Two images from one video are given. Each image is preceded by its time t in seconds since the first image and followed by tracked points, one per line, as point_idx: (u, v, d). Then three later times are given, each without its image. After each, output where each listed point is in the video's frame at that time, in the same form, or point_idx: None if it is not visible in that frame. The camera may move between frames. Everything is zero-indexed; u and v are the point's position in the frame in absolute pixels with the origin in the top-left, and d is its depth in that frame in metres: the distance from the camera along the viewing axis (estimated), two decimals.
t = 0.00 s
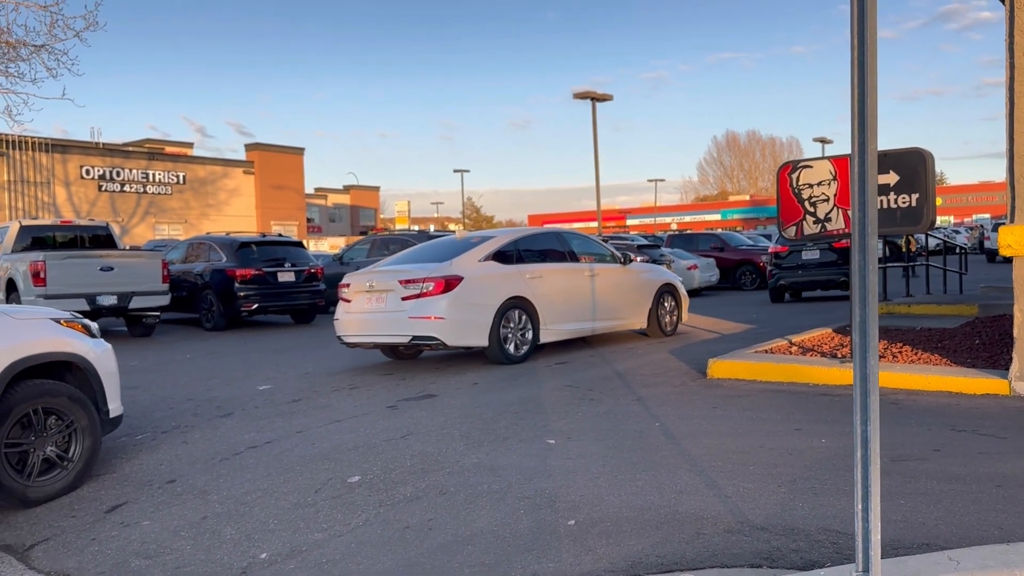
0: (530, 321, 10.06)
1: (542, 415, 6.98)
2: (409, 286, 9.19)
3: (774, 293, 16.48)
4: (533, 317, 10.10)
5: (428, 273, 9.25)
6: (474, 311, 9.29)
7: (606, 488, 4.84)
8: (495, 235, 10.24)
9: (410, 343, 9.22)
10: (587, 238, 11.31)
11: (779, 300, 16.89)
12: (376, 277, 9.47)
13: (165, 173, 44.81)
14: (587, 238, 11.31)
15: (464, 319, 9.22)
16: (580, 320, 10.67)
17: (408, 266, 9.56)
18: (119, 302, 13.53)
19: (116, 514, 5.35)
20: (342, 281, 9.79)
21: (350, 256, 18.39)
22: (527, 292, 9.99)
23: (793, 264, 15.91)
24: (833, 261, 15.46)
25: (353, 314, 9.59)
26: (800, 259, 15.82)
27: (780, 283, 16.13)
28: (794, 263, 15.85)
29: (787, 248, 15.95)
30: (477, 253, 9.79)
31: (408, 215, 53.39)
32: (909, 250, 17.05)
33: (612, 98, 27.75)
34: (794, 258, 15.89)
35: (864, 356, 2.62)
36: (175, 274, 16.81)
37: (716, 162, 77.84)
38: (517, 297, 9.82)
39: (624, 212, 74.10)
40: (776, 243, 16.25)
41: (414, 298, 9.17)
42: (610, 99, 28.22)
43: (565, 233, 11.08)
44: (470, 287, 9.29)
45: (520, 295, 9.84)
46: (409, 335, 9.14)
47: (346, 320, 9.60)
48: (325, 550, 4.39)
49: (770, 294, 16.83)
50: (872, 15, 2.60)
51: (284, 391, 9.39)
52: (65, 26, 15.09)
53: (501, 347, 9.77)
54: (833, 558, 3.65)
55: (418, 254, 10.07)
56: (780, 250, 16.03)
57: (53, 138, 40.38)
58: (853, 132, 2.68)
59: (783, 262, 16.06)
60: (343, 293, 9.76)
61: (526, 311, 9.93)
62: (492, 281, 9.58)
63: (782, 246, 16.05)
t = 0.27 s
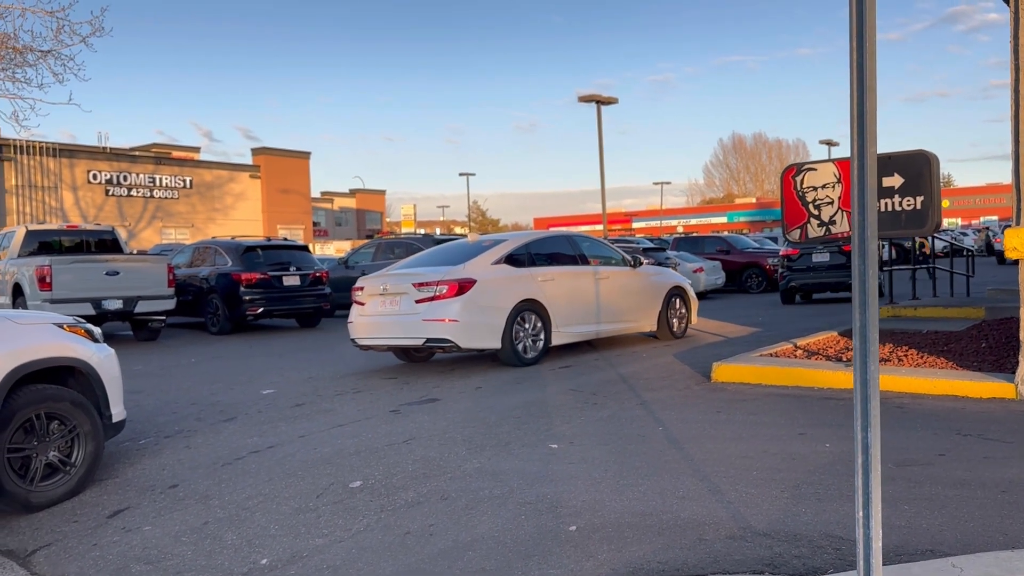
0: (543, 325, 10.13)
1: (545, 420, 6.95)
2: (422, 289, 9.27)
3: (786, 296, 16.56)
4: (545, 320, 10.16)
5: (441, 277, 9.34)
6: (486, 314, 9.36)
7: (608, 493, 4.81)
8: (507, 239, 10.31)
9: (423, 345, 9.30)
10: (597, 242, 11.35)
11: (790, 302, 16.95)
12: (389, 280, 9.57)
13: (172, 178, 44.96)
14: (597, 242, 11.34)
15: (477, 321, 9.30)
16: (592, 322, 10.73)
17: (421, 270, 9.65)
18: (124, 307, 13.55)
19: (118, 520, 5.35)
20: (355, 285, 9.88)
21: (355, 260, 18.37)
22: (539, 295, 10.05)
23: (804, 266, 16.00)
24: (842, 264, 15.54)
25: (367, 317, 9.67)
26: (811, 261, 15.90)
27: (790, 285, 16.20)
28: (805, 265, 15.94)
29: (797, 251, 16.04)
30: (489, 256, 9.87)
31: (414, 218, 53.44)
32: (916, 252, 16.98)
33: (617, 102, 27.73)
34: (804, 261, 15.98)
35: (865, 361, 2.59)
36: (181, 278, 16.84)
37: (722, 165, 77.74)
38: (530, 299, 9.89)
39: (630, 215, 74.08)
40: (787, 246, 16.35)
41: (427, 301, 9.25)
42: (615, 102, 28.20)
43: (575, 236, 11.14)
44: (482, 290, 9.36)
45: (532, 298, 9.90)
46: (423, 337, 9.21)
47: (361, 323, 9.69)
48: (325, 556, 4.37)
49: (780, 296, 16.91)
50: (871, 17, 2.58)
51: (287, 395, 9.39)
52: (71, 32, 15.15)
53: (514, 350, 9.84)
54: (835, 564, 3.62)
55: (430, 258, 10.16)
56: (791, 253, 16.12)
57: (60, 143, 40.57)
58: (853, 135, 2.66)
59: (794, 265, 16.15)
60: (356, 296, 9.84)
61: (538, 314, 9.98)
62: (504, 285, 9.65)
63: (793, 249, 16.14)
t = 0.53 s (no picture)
0: (559, 325, 10.24)
1: (550, 422, 6.93)
2: (440, 290, 9.42)
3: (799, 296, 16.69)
4: (561, 321, 10.27)
5: (458, 278, 9.48)
6: (504, 314, 9.50)
7: (612, 496, 4.79)
8: (523, 240, 10.42)
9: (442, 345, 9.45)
10: (611, 243, 11.39)
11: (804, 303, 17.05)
12: (407, 282, 9.72)
13: (181, 181, 45.12)
14: (611, 244, 11.38)
15: (495, 321, 9.44)
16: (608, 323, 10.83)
17: (439, 271, 9.80)
18: (132, 310, 13.58)
19: (122, 522, 5.35)
20: (374, 286, 10.05)
21: (362, 262, 18.37)
22: (555, 296, 10.16)
23: (816, 267, 16.11)
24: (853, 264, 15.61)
25: (387, 318, 9.84)
26: (822, 262, 16.00)
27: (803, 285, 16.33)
28: (817, 266, 16.05)
29: (809, 252, 16.15)
30: (506, 257, 9.99)
31: (422, 220, 53.47)
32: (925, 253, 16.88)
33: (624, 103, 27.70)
34: (816, 262, 16.09)
35: (867, 362, 2.56)
36: (189, 281, 16.88)
37: (731, 165, 77.52)
38: (546, 300, 10.01)
39: (638, 216, 73.95)
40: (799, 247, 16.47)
41: (445, 302, 9.40)
42: (622, 103, 28.16)
43: (588, 237, 11.16)
44: (500, 290, 9.50)
45: (548, 298, 10.02)
46: (442, 337, 9.37)
47: (380, 324, 9.87)
48: (328, 559, 4.36)
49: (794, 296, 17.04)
50: (871, 14, 2.55)
51: (293, 398, 9.39)
52: (79, 36, 15.21)
53: (530, 351, 9.98)
54: (839, 567, 3.59)
55: (447, 259, 10.30)
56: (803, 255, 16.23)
57: (70, 147, 40.75)
58: (853, 134, 2.63)
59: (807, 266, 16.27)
60: (376, 297, 10.02)
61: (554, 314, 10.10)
62: (521, 285, 9.78)
63: (805, 251, 16.24)
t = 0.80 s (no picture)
0: (578, 325, 10.33)
1: (556, 424, 6.90)
2: (461, 291, 9.52)
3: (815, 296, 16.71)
4: (579, 321, 10.36)
5: (479, 278, 9.57)
6: (524, 315, 9.58)
7: (617, 498, 4.76)
8: (541, 241, 10.50)
9: (463, 345, 9.55)
10: (628, 245, 11.42)
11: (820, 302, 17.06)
12: (428, 283, 9.82)
13: (191, 185, 45.30)
14: (628, 245, 11.42)
15: (516, 321, 9.53)
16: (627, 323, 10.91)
17: (459, 272, 9.91)
18: (141, 313, 13.62)
19: (128, 526, 5.35)
20: (395, 287, 10.16)
21: (371, 264, 18.36)
22: (574, 296, 10.25)
23: (831, 268, 16.10)
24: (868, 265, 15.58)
25: (408, 319, 9.95)
26: (837, 263, 15.99)
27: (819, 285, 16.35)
28: (832, 267, 16.05)
29: (825, 253, 16.14)
30: (525, 258, 10.07)
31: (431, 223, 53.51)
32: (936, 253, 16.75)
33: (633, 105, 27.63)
34: (832, 262, 16.08)
35: (868, 363, 2.53)
36: (198, 285, 16.92)
37: (741, 166, 77.24)
38: (566, 300, 10.10)
39: (648, 218, 73.78)
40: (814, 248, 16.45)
41: (467, 302, 9.50)
42: (631, 104, 28.09)
43: (607, 240, 11.18)
44: (521, 291, 9.59)
45: (568, 299, 10.10)
46: (463, 337, 9.47)
47: (401, 324, 9.97)
48: (331, 562, 4.34)
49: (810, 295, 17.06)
50: (871, 9, 2.52)
51: (300, 400, 9.40)
52: (89, 41, 15.29)
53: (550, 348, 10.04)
54: (844, 571, 3.55)
55: (467, 260, 10.39)
56: (818, 256, 16.22)
57: (81, 151, 40.97)
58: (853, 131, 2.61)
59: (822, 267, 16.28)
60: (397, 298, 10.12)
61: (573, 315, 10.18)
62: (541, 286, 9.86)
63: (820, 251, 16.22)
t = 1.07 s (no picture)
0: (598, 325, 10.43)
1: (562, 426, 6.87)
2: (485, 291, 9.64)
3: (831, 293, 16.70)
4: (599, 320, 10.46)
5: (502, 278, 9.69)
6: (547, 314, 9.69)
7: (621, 501, 4.73)
8: (562, 241, 10.61)
9: (487, 344, 9.68)
10: (646, 245, 11.55)
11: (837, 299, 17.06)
12: (452, 283, 9.95)
13: (203, 188, 45.50)
14: (646, 245, 11.55)
15: (539, 320, 9.65)
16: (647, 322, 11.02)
17: (482, 272, 10.03)
18: (151, 316, 13.67)
19: (133, 528, 5.36)
20: (419, 287, 10.29)
21: (380, 266, 18.35)
22: (596, 296, 10.35)
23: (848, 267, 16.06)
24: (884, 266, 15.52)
25: (432, 318, 10.09)
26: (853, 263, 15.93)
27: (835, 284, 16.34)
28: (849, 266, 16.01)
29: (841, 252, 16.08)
30: (547, 258, 10.18)
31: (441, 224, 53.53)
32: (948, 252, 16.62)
33: (643, 105, 27.57)
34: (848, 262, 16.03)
35: (868, 363, 2.51)
36: (208, 287, 16.98)
37: (752, 166, 76.95)
38: (588, 299, 10.21)
39: (658, 218, 73.60)
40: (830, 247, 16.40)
41: (490, 302, 9.62)
42: (641, 105, 28.03)
43: (625, 240, 11.31)
44: (543, 291, 9.69)
45: (589, 299, 10.21)
46: (487, 337, 9.59)
47: (425, 324, 10.12)
48: (333, 565, 4.33)
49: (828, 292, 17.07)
50: (868, 6, 2.50)
51: (308, 402, 9.40)
52: (99, 45, 15.38)
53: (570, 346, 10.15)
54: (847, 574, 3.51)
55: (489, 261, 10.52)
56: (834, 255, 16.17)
57: (93, 155, 41.23)
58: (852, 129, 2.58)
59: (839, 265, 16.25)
60: (420, 298, 10.26)
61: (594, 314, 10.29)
62: (563, 286, 9.97)
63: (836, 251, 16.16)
